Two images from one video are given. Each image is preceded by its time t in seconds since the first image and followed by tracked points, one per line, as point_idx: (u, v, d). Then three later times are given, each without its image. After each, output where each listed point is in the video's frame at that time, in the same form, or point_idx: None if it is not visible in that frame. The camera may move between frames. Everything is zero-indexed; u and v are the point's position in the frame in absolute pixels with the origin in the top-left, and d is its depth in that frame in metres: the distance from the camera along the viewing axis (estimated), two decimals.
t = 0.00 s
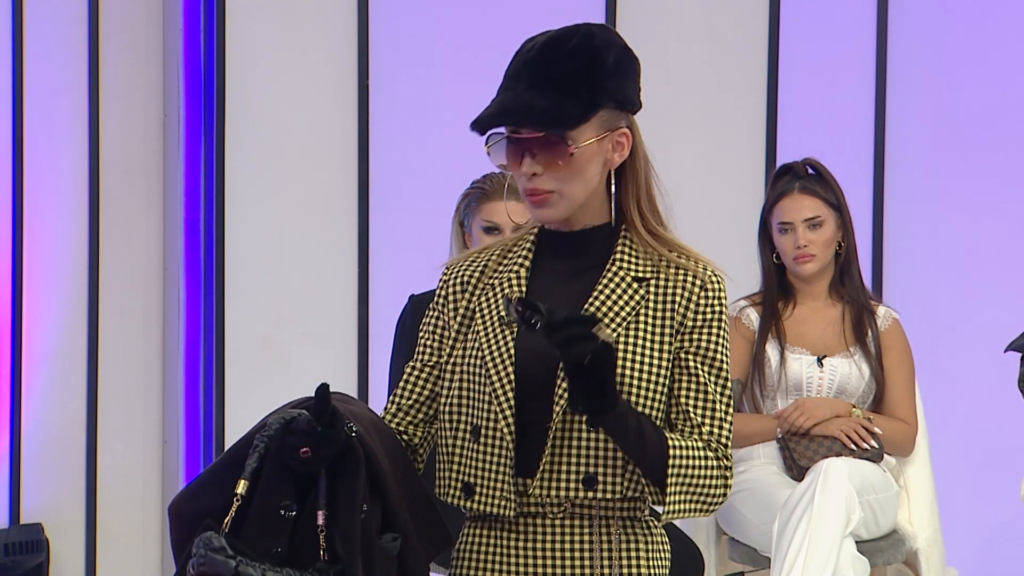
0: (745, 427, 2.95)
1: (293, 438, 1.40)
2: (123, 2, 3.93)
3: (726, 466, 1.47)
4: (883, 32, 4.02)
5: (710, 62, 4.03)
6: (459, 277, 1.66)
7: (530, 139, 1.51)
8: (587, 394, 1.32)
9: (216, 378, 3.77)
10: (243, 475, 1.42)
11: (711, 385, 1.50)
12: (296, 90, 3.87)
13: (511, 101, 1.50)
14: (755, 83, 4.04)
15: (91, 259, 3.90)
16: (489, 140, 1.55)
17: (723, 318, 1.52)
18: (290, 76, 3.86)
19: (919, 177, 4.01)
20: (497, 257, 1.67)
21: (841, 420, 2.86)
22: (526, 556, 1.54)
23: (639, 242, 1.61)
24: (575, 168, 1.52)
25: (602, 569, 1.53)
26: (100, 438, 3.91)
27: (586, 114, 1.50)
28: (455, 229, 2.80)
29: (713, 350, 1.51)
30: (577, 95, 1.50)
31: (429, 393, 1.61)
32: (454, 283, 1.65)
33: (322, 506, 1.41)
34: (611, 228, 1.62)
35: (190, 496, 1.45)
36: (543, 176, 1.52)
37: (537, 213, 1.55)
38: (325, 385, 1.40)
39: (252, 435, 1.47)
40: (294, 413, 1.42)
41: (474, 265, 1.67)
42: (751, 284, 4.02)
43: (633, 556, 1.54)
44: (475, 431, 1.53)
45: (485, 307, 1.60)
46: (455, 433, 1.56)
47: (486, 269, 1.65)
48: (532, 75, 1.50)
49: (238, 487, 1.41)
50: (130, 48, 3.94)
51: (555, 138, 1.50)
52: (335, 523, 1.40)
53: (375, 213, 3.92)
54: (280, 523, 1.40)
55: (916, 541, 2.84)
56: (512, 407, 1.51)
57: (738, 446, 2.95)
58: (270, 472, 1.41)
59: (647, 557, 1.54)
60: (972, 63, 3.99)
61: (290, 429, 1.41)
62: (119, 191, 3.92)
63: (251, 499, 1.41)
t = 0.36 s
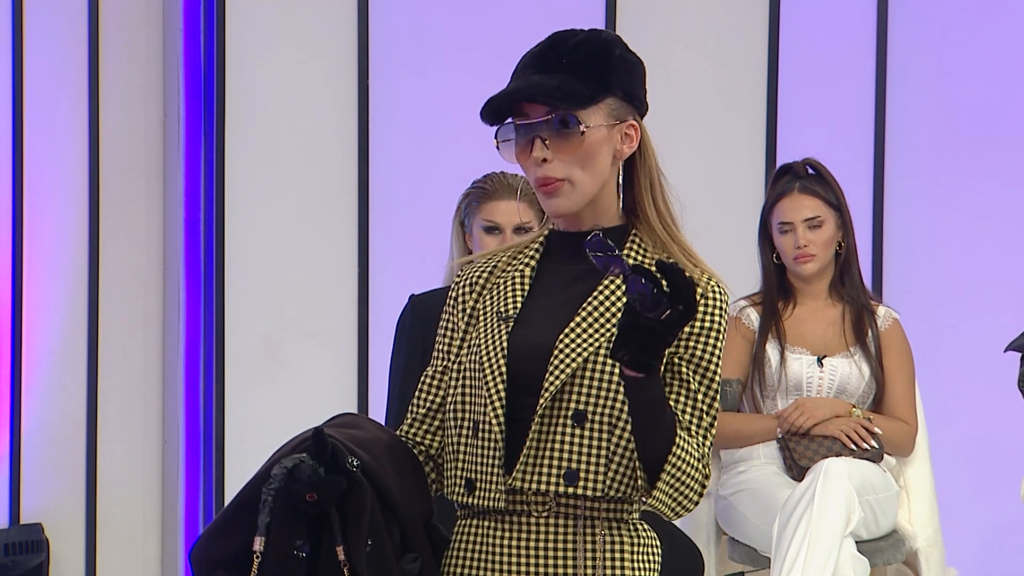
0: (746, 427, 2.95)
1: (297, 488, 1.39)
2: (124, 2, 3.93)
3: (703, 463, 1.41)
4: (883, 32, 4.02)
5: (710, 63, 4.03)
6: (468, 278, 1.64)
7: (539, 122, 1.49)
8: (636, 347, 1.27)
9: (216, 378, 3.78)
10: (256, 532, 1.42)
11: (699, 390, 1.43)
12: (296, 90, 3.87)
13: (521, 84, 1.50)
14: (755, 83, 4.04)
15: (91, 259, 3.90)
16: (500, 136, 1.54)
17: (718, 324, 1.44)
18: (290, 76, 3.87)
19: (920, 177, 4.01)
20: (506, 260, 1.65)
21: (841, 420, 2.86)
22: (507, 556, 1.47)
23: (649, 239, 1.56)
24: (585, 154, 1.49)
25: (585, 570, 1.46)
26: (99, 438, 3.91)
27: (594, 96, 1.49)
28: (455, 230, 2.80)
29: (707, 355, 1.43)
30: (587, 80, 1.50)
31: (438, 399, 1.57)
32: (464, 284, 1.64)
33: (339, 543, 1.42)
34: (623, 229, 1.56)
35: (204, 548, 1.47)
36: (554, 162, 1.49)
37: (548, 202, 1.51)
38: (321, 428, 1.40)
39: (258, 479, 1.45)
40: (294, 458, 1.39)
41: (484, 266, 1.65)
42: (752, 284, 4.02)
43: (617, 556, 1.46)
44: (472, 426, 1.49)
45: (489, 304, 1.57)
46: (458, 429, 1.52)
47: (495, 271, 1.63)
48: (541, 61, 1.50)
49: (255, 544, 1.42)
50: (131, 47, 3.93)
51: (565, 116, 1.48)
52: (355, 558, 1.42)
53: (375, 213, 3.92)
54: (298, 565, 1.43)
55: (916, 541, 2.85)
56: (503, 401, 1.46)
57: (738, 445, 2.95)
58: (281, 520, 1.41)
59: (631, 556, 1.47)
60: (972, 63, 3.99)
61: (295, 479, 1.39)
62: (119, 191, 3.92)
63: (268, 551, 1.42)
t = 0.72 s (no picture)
0: (746, 427, 2.95)
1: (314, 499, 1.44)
2: (124, 2, 3.93)
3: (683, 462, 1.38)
4: (883, 32, 4.03)
5: (710, 63, 4.03)
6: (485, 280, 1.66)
7: (535, 134, 1.50)
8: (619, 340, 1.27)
9: (216, 378, 3.78)
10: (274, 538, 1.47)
11: (682, 393, 1.40)
12: (296, 91, 3.87)
13: (513, 96, 1.51)
14: (755, 83, 4.04)
15: (91, 259, 3.90)
16: (502, 150, 1.55)
17: (707, 324, 1.41)
18: (290, 76, 3.87)
19: (919, 178, 4.01)
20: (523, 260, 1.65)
21: (841, 420, 2.86)
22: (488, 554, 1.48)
23: (656, 242, 1.52)
24: (583, 163, 1.49)
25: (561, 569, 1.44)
26: (99, 438, 3.91)
27: (588, 100, 1.49)
28: (455, 231, 2.79)
29: (695, 357, 1.40)
30: (578, 86, 1.49)
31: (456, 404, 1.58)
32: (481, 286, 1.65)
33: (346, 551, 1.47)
34: (632, 232, 1.54)
35: (220, 536, 1.53)
36: (552, 171, 1.49)
37: (552, 213, 1.52)
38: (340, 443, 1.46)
39: (276, 482, 1.50)
40: (313, 469, 1.45)
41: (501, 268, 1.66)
42: (752, 284, 4.02)
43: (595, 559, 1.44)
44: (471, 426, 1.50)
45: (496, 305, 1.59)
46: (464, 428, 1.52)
47: (512, 273, 1.62)
48: (534, 72, 1.52)
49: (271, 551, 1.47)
50: (131, 47, 3.94)
51: (559, 127, 1.48)
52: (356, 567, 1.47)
53: (375, 213, 3.92)
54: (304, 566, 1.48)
55: (916, 541, 2.85)
56: (490, 396, 1.48)
57: (738, 445, 2.94)
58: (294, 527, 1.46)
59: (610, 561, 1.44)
60: (972, 63, 3.99)
61: (310, 490, 1.44)
62: (119, 191, 3.92)
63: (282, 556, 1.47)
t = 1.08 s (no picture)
0: (745, 427, 2.94)
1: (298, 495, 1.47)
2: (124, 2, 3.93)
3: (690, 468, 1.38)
4: (883, 32, 4.02)
5: (710, 63, 4.04)
6: (494, 276, 1.66)
7: (532, 146, 1.48)
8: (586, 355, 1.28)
9: (216, 379, 3.78)
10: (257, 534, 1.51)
11: (688, 394, 1.40)
12: (296, 91, 3.87)
13: (509, 111, 1.48)
14: (755, 84, 4.05)
15: (91, 259, 3.90)
16: (504, 157, 1.52)
17: (711, 327, 1.41)
18: (289, 77, 3.87)
19: (920, 178, 4.01)
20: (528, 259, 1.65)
21: (841, 420, 2.87)
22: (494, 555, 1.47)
23: (656, 244, 1.53)
24: (581, 170, 1.48)
25: (569, 568, 1.44)
26: (99, 438, 3.91)
27: (584, 113, 1.45)
28: (455, 231, 2.79)
29: (700, 360, 1.40)
30: (572, 98, 1.46)
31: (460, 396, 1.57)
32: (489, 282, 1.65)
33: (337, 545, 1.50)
34: (633, 231, 1.55)
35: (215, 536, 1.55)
36: (553, 183, 1.48)
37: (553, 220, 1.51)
38: (325, 435, 1.50)
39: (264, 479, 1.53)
40: (298, 465, 1.47)
41: (506, 265, 1.66)
42: (752, 285, 4.01)
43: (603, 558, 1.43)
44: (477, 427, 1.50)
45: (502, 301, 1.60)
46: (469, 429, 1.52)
47: (514, 272, 1.63)
48: (531, 84, 1.48)
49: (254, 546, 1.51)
50: (131, 47, 3.93)
51: (555, 142, 1.46)
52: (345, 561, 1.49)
53: (375, 213, 3.92)
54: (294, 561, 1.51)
55: (916, 541, 2.85)
56: (495, 400, 1.49)
57: (738, 445, 2.94)
58: (282, 519, 1.50)
59: (618, 561, 1.43)
60: (972, 64, 3.99)
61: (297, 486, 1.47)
62: (118, 191, 3.92)
63: (269, 552, 1.51)
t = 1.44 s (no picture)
0: (745, 427, 2.94)
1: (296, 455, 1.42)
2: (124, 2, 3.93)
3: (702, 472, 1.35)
4: (883, 33, 4.02)
5: (710, 63, 4.04)
6: (492, 275, 1.65)
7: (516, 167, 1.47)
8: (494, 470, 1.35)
9: (216, 378, 3.79)
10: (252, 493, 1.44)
11: (707, 396, 1.38)
12: (296, 91, 3.87)
13: (490, 132, 1.47)
14: (755, 84, 4.05)
15: (91, 259, 3.89)
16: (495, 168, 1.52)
17: (722, 325, 1.40)
18: (289, 77, 3.87)
19: (920, 179, 4.01)
20: (526, 257, 1.65)
21: (841, 421, 2.86)
22: (522, 557, 1.49)
23: (651, 246, 1.52)
24: (567, 190, 1.48)
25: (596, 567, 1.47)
26: (99, 439, 3.90)
27: (567, 136, 1.44)
28: (455, 230, 2.79)
29: (710, 357, 1.40)
30: (551, 120, 1.44)
31: (456, 390, 1.60)
32: (487, 282, 1.64)
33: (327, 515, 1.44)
34: (630, 230, 1.55)
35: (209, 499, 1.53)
36: (542, 201, 1.48)
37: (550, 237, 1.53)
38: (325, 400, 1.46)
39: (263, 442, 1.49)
40: (297, 427, 1.43)
41: (505, 263, 1.66)
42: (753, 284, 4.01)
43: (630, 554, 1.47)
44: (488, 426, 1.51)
45: (507, 300, 1.58)
46: (474, 426, 1.54)
47: (514, 267, 1.63)
48: (511, 103, 1.47)
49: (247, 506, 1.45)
50: (131, 46, 3.93)
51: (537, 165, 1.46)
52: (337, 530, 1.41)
53: (375, 214, 3.92)
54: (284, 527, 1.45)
55: (916, 541, 2.85)
56: (513, 403, 1.47)
57: (738, 446, 2.94)
58: (275, 484, 1.44)
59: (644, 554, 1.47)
60: (972, 64, 3.99)
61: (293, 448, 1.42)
62: (119, 190, 3.92)
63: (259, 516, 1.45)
